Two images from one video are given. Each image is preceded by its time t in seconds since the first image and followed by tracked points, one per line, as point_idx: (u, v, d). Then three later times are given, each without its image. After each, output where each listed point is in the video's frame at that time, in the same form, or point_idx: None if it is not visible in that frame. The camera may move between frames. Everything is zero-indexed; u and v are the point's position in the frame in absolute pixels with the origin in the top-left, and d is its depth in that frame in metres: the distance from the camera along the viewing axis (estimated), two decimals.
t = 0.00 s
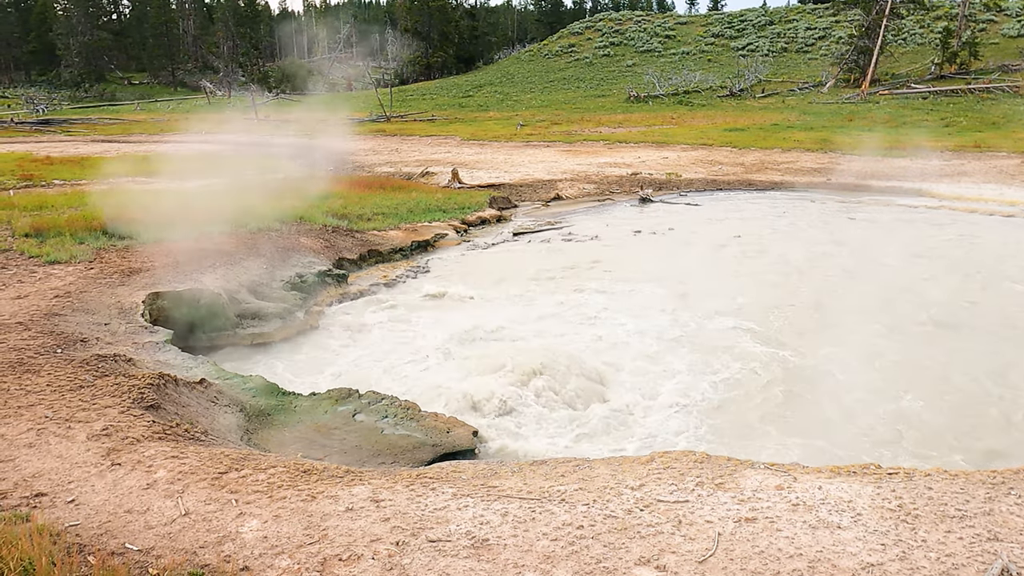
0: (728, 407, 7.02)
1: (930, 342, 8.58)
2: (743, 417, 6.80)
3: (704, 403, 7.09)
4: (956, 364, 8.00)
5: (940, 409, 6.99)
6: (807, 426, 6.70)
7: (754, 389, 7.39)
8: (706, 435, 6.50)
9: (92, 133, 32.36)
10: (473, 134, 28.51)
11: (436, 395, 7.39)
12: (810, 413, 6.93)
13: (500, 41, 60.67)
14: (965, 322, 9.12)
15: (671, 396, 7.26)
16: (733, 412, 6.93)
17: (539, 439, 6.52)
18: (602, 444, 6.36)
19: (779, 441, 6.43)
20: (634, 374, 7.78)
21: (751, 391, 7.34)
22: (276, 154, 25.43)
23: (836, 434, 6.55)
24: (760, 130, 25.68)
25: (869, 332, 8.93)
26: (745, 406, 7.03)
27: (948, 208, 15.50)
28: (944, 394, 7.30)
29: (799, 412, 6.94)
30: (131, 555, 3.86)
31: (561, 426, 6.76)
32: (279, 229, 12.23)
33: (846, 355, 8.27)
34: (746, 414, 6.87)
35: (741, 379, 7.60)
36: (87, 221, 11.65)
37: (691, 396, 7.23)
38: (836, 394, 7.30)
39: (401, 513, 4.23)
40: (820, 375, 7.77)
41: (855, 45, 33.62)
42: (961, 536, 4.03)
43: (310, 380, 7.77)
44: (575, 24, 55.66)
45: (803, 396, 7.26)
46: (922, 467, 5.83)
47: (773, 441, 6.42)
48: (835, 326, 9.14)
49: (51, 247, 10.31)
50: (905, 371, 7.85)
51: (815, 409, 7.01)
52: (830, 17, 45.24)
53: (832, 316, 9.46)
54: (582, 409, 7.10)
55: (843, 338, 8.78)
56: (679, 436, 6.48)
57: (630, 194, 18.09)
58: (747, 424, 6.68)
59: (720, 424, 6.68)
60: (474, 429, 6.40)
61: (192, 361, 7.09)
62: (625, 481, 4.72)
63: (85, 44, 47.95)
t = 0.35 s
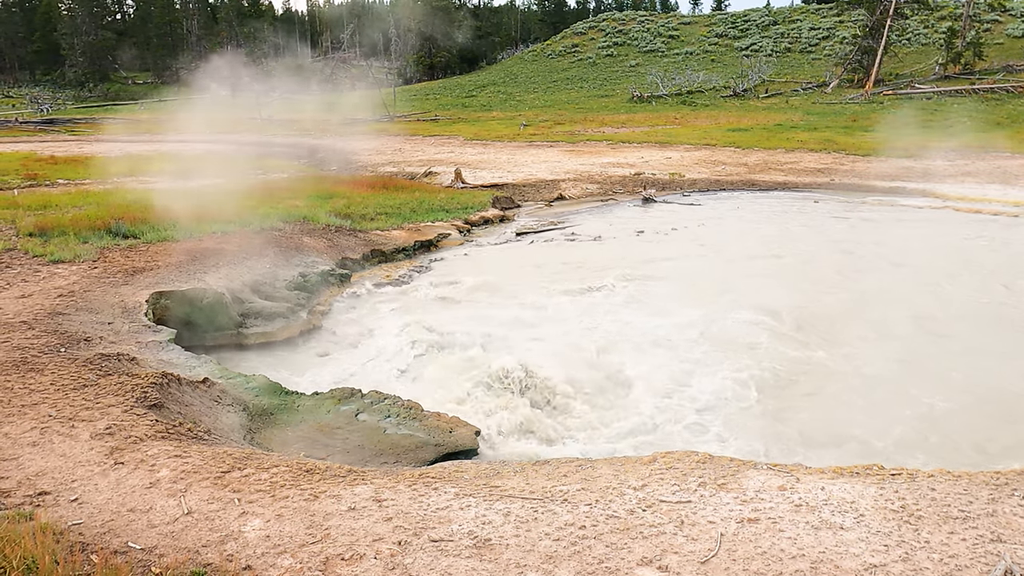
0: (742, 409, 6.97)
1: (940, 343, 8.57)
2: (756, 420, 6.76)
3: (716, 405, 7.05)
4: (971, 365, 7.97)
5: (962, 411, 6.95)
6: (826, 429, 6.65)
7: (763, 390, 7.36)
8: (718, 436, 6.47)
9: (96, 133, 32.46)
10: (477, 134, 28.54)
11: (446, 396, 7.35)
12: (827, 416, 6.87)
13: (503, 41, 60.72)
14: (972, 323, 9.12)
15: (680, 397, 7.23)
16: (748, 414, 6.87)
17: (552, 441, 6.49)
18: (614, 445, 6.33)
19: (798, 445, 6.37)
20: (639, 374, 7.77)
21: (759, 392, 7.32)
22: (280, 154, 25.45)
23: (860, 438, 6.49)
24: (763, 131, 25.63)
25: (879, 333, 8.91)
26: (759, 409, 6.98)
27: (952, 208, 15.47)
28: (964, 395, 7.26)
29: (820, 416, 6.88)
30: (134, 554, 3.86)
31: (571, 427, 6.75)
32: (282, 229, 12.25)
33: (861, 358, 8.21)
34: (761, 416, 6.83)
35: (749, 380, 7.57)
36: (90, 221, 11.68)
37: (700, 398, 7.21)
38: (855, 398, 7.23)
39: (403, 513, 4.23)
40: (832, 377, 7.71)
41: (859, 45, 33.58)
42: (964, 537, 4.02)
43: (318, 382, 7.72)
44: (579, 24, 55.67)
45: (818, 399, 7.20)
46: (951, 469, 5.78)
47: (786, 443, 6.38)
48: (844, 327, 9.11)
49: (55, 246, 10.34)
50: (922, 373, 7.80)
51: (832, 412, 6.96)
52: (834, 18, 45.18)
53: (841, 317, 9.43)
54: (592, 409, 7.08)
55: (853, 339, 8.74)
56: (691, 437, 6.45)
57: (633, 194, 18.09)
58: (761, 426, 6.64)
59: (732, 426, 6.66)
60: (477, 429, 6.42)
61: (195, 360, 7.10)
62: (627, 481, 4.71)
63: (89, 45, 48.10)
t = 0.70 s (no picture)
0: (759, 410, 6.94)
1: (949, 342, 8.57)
2: (773, 420, 6.75)
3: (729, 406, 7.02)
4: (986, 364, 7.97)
5: (982, 412, 6.93)
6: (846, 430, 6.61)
7: (773, 391, 7.33)
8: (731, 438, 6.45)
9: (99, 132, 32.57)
10: (480, 134, 28.55)
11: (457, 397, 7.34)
12: (845, 417, 6.85)
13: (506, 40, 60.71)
14: (980, 322, 9.13)
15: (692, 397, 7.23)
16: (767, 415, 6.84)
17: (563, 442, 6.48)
18: (625, 445, 6.34)
19: (815, 445, 6.34)
20: (647, 374, 7.78)
21: (769, 393, 7.31)
22: (283, 154, 25.47)
23: (885, 440, 6.44)
24: (767, 131, 25.56)
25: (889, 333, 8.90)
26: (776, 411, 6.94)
27: (956, 208, 15.42)
28: (984, 395, 7.24)
29: (842, 418, 6.83)
30: (139, 552, 3.87)
31: (579, 427, 6.75)
32: (286, 228, 12.26)
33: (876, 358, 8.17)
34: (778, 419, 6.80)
35: (756, 382, 7.55)
36: (94, 220, 11.71)
37: (710, 397, 7.21)
38: (878, 400, 7.18)
39: (407, 512, 4.24)
40: (844, 378, 7.68)
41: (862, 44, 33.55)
42: (969, 538, 4.01)
43: (326, 383, 7.71)
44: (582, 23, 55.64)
45: (836, 401, 7.16)
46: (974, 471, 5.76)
47: (803, 444, 6.36)
48: (856, 327, 9.08)
49: (60, 245, 10.36)
50: (939, 373, 7.78)
51: (849, 413, 6.93)
52: (838, 17, 45.08)
53: (851, 317, 9.42)
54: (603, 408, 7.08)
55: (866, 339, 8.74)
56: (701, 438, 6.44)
57: (636, 194, 18.08)
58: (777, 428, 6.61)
59: (747, 426, 6.64)
60: (480, 429, 6.42)
61: (199, 359, 7.12)
62: (631, 481, 4.71)
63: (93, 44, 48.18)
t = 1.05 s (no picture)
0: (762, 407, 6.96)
1: (955, 341, 8.58)
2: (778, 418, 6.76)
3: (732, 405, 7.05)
4: (994, 364, 7.97)
5: (985, 410, 6.96)
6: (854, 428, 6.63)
7: (779, 391, 7.34)
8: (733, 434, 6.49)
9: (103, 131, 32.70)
10: (482, 133, 28.54)
11: (462, 394, 7.36)
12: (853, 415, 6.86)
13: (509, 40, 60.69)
14: (984, 321, 9.15)
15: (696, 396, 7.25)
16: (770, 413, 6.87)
17: (566, 439, 6.51)
18: (628, 443, 6.36)
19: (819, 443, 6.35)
20: (651, 373, 7.78)
21: (772, 392, 7.30)
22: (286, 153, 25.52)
23: (895, 439, 6.45)
24: (769, 131, 25.52)
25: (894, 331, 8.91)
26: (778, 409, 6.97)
27: (959, 209, 15.36)
28: (994, 394, 7.26)
29: (851, 416, 6.83)
30: (141, 551, 3.87)
31: (584, 426, 6.75)
32: (288, 228, 12.26)
33: (882, 358, 8.18)
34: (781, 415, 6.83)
35: (759, 381, 7.55)
36: (97, 219, 11.72)
37: (715, 397, 7.23)
38: (886, 398, 7.19)
39: (410, 511, 4.24)
40: (846, 376, 7.69)
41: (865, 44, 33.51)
42: (972, 539, 4.00)
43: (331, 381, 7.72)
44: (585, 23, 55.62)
45: (844, 399, 7.17)
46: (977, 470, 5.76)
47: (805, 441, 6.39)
48: (857, 326, 9.09)
49: (63, 245, 10.38)
50: (948, 372, 7.78)
51: (856, 411, 6.92)
52: (841, 16, 45.01)
53: (855, 316, 9.42)
54: (608, 407, 7.11)
55: (871, 338, 8.73)
56: (704, 436, 6.47)
57: (639, 194, 18.06)
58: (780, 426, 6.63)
59: (752, 424, 6.65)
60: (482, 427, 6.42)
61: (201, 359, 7.13)
62: (633, 481, 4.71)
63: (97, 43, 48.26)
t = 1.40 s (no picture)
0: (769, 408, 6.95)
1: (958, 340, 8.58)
2: (781, 418, 6.76)
3: (740, 404, 7.05)
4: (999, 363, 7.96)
5: (987, 408, 6.97)
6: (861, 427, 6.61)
7: (781, 390, 7.34)
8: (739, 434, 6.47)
9: (106, 130, 32.78)
10: (485, 132, 28.52)
11: (467, 394, 7.35)
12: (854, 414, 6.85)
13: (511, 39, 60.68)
14: (986, 320, 9.15)
15: (703, 395, 7.24)
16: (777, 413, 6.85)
17: (572, 438, 6.50)
18: (634, 442, 6.35)
19: (823, 441, 6.35)
20: (652, 373, 7.78)
21: (774, 392, 7.29)
22: (289, 152, 25.56)
23: (903, 437, 6.43)
24: (771, 130, 25.50)
25: (898, 330, 8.91)
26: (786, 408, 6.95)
27: (962, 208, 15.32)
28: (1002, 394, 7.24)
29: (854, 415, 6.82)
30: (144, 550, 3.88)
31: (586, 424, 6.75)
32: (290, 227, 12.26)
33: (889, 357, 8.16)
34: (788, 415, 6.81)
35: (762, 381, 7.55)
36: (100, 218, 11.73)
37: (721, 396, 7.22)
38: (894, 398, 7.18)
39: (411, 510, 4.25)
40: (847, 375, 7.69)
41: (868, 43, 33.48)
42: (975, 539, 3.99)
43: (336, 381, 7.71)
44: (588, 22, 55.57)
45: (851, 399, 7.16)
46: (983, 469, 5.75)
47: (812, 439, 6.38)
48: (858, 326, 9.07)
49: (66, 243, 10.39)
50: (955, 371, 7.76)
51: (859, 411, 6.92)
52: (844, 15, 44.92)
53: (858, 315, 9.42)
54: (613, 406, 7.10)
55: (875, 336, 8.73)
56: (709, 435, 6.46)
57: (641, 193, 18.04)
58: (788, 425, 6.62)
59: (755, 424, 6.66)
60: (484, 426, 6.42)
61: (204, 358, 7.13)
62: (635, 480, 4.70)
63: (99, 42, 48.40)
